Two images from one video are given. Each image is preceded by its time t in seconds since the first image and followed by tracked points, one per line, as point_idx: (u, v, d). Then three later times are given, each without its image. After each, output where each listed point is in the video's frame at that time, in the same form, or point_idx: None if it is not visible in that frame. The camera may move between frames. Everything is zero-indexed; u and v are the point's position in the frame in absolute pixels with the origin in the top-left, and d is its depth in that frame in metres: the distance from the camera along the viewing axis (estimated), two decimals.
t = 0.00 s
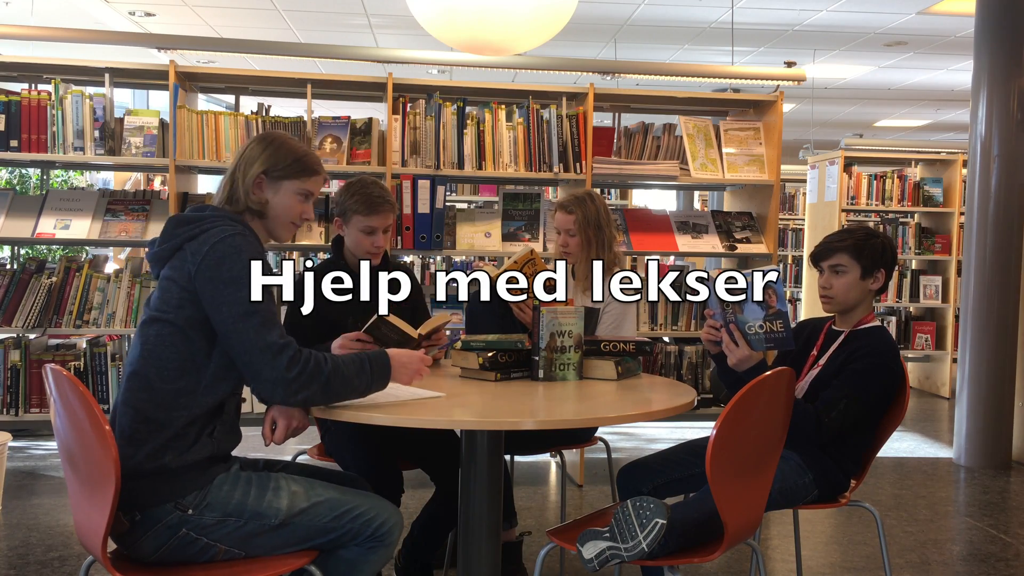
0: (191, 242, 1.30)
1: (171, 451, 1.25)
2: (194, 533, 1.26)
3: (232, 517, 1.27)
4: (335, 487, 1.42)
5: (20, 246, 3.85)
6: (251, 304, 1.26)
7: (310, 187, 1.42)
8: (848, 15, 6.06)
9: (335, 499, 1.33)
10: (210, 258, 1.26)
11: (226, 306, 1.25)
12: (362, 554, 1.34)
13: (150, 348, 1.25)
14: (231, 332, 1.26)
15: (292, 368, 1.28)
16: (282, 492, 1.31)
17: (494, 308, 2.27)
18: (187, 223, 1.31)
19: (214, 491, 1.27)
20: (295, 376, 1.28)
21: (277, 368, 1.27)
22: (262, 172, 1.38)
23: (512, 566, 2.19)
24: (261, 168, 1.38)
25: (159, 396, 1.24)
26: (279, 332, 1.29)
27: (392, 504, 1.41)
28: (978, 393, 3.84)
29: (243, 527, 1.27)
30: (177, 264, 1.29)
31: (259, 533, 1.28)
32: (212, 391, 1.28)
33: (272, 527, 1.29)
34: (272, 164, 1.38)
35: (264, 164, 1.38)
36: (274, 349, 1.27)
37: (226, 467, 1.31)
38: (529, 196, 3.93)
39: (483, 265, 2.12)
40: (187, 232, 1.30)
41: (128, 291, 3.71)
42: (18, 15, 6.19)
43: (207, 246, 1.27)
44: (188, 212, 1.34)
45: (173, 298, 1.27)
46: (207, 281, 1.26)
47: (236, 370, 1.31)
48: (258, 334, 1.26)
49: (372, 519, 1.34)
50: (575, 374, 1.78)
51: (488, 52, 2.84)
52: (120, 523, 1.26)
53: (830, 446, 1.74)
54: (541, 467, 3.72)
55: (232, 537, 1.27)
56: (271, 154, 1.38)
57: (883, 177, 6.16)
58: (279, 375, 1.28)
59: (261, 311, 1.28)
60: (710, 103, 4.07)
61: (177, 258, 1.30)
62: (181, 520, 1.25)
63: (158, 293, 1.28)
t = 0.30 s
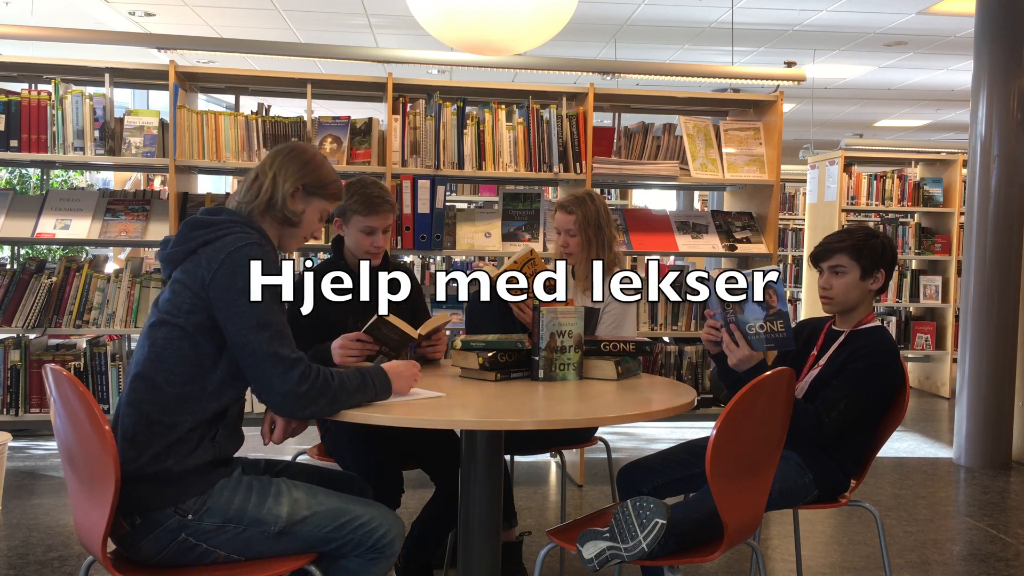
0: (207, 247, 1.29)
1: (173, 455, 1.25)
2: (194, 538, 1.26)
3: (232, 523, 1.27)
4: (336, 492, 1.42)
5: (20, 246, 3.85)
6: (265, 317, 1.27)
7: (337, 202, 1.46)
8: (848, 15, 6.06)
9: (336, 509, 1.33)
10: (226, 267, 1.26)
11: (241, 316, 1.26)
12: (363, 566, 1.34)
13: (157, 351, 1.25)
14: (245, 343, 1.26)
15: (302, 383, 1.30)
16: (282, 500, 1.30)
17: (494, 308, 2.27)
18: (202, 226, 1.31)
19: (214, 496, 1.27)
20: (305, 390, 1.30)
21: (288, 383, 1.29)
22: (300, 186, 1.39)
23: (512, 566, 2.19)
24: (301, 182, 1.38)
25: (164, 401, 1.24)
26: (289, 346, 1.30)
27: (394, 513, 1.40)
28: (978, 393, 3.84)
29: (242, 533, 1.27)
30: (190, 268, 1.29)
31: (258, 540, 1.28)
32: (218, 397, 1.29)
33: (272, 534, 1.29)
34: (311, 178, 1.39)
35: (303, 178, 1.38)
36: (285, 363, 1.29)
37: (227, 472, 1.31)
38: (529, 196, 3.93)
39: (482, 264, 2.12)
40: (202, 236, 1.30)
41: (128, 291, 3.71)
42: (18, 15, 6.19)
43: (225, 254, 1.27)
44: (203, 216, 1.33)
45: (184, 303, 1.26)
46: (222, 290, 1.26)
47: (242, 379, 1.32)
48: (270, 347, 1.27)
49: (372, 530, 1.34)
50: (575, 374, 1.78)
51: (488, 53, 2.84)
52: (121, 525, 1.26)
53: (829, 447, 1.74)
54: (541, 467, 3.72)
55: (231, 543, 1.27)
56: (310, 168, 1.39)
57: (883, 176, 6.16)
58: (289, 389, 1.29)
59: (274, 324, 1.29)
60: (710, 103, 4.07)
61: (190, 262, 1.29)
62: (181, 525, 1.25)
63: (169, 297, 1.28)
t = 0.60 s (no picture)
0: (215, 249, 1.29)
1: (174, 456, 1.25)
2: (194, 539, 1.26)
3: (232, 524, 1.27)
4: (336, 493, 1.42)
5: (20, 246, 3.85)
6: (271, 323, 1.27)
7: (346, 213, 1.48)
8: (848, 15, 6.06)
9: (335, 510, 1.33)
10: (233, 270, 1.26)
11: (246, 320, 1.25)
12: (363, 567, 1.35)
13: (161, 352, 1.25)
14: (249, 348, 1.26)
15: (305, 390, 1.29)
16: (282, 501, 1.30)
17: (494, 308, 2.27)
18: (212, 228, 1.31)
19: (215, 497, 1.27)
20: (307, 398, 1.29)
21: (290, 389, 1.28)
22: (316, 194, 1.40)
23: (512, 566, 2.19)
24: (317, 191, 1.40)
25: (166, 402, 1.24)
26: (293, 353, 1.30)
27: (395, 514, 1.40)
28: (978, 393, 3.84)
29: (243, 534, 1.27)
30: (197, 269, 1.28)
31: (258, 541, 1.28)
32: (219, 400, 1.29)
33: (272, 536, 1.29)
34: (326, 188, 1.41)
35: (320, 187, 1.40)
36: (289, 369, 1.28)
37: (227, 473, 1.31)
38: (529, 196, 3.93)
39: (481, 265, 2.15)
40: (211, 238, 1.30)
41: (128, 291, 3.71)
42: (18, 15, 6.19)
43: (233, 258, 1.27)
44: (212, 217, 1.33)
45: (189, 305, 1.26)
46: (228, 294, 1.26)
47: (243, 383, 1.32)
48: (275, 354, 1.27)
49: (373, 531, 1.34)
50: (575, 374, 1.78)
51: (488, 53, 2.84)
52: (121, 525, 1.26)
53: (829, 447, 1.74)
54: (541, 467, 3.72)
55: (231, 545, 1.27)
56: (326, 178, 1.41)
57: (883, 176, 6.16)
58: (291, 396, 1.29)
59: (279, 330, 1.28)
60: (710, 103, 4.07)
61: (198, 263, 1.29)
62: (181, 527, 1.25)
63: (175, 297, 1.27)
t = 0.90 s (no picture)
0: (217, 250, 1.29)
1: (174, 456, 1.25)
2: (194, 539, 1.26)
3: (232, 524, 1.27)
4: (336, 493, 1.42)
5: (20, 246, 3.85)
6: (271, 324, 1.27)
7: (348, 214, 1.48)
8: (848, 15, 6.06)
9: (335, 510, 1.33)
10: (234, 271, 1.26)
11: (248, 321, 1.25)
12: (363, 567, 1.35)
13: (161, 352, 1.25)
14: (250, 349, 1.26)
15: (305, 392, 1.29)
16: (282, 501, 1.30)
17: (494, 308, 2.27)
18: (214, 228, 1.31)
19: (215, 497, 1.27)
20: (307, 399, 1.29)
21: (291, 391, 1.28)
22: (318, 196, 1.40)
23: (512, 566, 2.19)
24: (319, 193, 1.40)
25: (166, 402, 1.24)
26: (294, 355, 1.30)
27: (395, 514, 1.40)
28: (978, 393, 3.84)
29: (243, 534, 1.27)
30: (198, 270, 1.28)
31: (258, 541, 1.28)
32: (220, 401, 1.29)
33: (272, 536, 1.29)
34: (329, 190, 1.41)
35: (322, 189, 1.40)
36: (289, 371, 1.28)
37: (227, 473, 1.31)
38: (529, 196, 3.93)
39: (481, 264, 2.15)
40: (212, 238, 1.30)
41: (128, 291, 3.71)
42: (17, 15, 6.19)
43: (235, 258, 1.26)
44: (214, 218, 1.33)
45: (190, 305, 1.26)
46: (229, 295, 1.26)
47: (243, 385, 1.32)
48: (275, 355, 1.27)
49: (373, 531, 1.34)
50: (575, 374, 1.78)
51: (488, 53, 2.84)
52: (121, 525, 1.25)
53: (829, 447, 1.74)
54: (541, 467, 3.72)
55: (231, 544, 1.27)
56: (328, 180, 1.41)
57: (883, 177, 6.16)
58: (291, 397, 1.28)
59: (280, 331, 1.28)
60: (709, 103, 4.07)
61: (199, 263, 1.29)
62: (181, 526, 1.25)
63: (175, 297, 1.27)
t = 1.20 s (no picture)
0: (219, 250, 1.29)
1: (175, 456, 1.25)
2: (194, 539, 1.26)
3: (232, 524, 1.27)
4: (336, 494, 1.42)
5: (20, 246, 3.85)
6: (272, 325, 1.27)
7: (349, 214, 1.48)
8: (848, 15, 6.06)
9: (335, 510, 1.33)
10: (236, 272, 1.26)
11: (249, 322, 1.26)
12: (363, 567, 1.35)
13: (162, 353, 1.25)
14: (251, 349, 1.26)
15: (305, 393, 1.29)
16: (282, 501, 1.30)
17: (494, 308, 2.27)
18: (215, 229, 1.31)
19: (215, 497, 1.27)
20: (307, 400, 1.29)
21: (291, 392, 1.28)
22: (317, 196, 1.40)
23: (512, 566, 2.19)
24: (318, 193, 1.40)
25: (166, 402, 1.24)
26: (294, 356, 1.30)
27: (395, 515, 1.40)
28: (978, 393, 3.84)
29: (243, 534, 1.27)
30: (199, 270, 1.28)
31: (258, 541, 1.28)
32: (220, 401, 1.29)
33: (272, 536, 1.29)
34: (329, 189, 1.41)
35: (322, 189, 1.40)
36: (290, 372, 1.28)
37: (227, 473, 1.31)
38: (529, 196, 3.93)
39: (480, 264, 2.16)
40: (214, 238, 1.30)
41: (128, 291, 3.71)
42: (17, 15, 6.18)
43: (236, 259, 1.26)
44: (215, 218, 1.33)
45: (191, 305, 1.26)
46: (230, 295, 1.26)
47: (244, 385, 1.32)
48: (276, 356, 1.27)
49: (373, 531, 1.34)
50: (575, 374, 1.78)
51: (488, 53, 2.84)
52: (121, 525, 1.25)
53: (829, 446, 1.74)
54: (541, 467, 3.72)
55: (231, 545, 1.27)
56: (328, 180, 1.41)
57: (883, 177, 6.16)
58: (291, 398, 1.28)
59: (281, 332, 1.28)
60: (709, 103, 4.07)
61: (200, 263, 1.29)
62: (181, 526, 1.25)
63: (176, 297, 1.27)
